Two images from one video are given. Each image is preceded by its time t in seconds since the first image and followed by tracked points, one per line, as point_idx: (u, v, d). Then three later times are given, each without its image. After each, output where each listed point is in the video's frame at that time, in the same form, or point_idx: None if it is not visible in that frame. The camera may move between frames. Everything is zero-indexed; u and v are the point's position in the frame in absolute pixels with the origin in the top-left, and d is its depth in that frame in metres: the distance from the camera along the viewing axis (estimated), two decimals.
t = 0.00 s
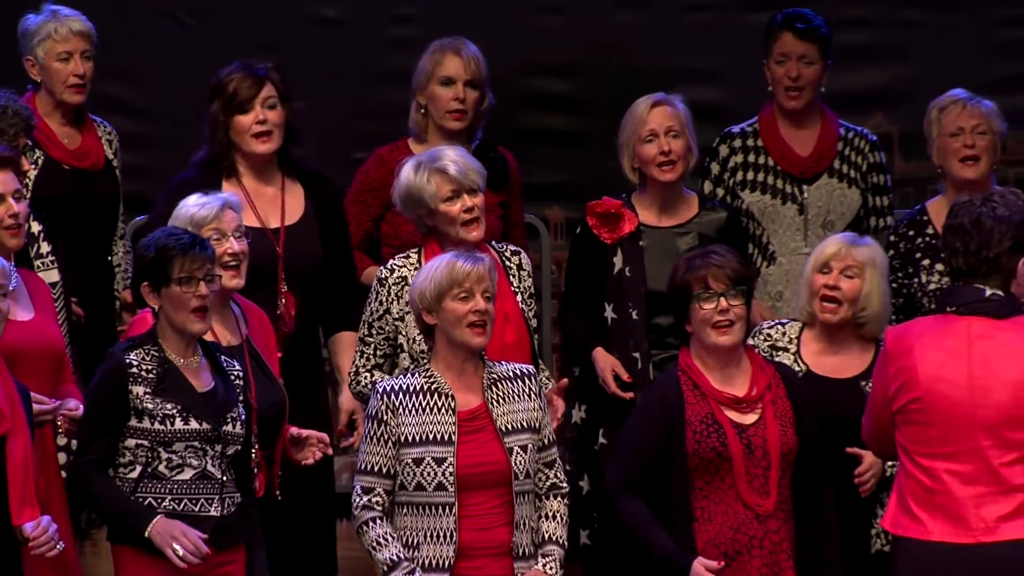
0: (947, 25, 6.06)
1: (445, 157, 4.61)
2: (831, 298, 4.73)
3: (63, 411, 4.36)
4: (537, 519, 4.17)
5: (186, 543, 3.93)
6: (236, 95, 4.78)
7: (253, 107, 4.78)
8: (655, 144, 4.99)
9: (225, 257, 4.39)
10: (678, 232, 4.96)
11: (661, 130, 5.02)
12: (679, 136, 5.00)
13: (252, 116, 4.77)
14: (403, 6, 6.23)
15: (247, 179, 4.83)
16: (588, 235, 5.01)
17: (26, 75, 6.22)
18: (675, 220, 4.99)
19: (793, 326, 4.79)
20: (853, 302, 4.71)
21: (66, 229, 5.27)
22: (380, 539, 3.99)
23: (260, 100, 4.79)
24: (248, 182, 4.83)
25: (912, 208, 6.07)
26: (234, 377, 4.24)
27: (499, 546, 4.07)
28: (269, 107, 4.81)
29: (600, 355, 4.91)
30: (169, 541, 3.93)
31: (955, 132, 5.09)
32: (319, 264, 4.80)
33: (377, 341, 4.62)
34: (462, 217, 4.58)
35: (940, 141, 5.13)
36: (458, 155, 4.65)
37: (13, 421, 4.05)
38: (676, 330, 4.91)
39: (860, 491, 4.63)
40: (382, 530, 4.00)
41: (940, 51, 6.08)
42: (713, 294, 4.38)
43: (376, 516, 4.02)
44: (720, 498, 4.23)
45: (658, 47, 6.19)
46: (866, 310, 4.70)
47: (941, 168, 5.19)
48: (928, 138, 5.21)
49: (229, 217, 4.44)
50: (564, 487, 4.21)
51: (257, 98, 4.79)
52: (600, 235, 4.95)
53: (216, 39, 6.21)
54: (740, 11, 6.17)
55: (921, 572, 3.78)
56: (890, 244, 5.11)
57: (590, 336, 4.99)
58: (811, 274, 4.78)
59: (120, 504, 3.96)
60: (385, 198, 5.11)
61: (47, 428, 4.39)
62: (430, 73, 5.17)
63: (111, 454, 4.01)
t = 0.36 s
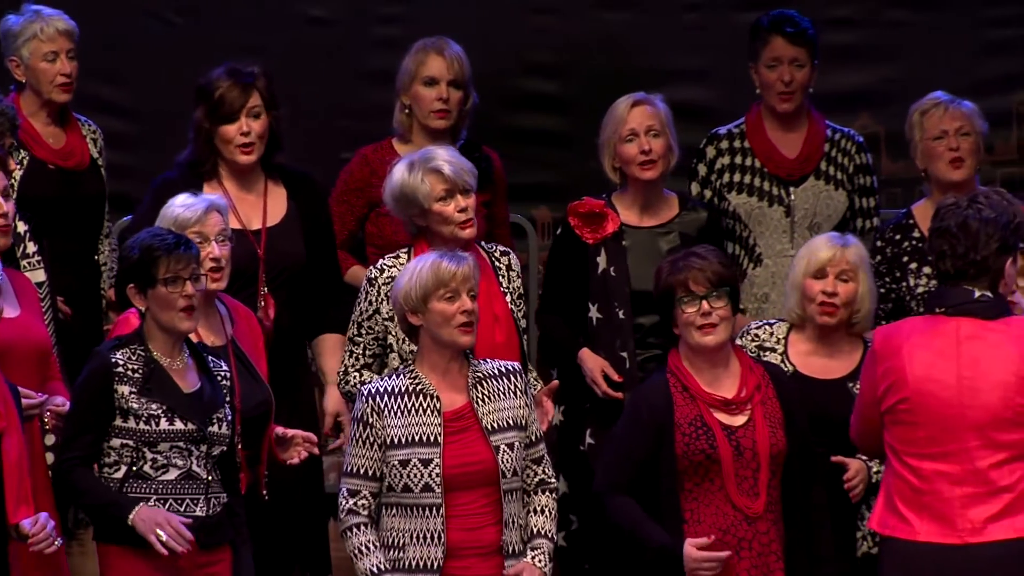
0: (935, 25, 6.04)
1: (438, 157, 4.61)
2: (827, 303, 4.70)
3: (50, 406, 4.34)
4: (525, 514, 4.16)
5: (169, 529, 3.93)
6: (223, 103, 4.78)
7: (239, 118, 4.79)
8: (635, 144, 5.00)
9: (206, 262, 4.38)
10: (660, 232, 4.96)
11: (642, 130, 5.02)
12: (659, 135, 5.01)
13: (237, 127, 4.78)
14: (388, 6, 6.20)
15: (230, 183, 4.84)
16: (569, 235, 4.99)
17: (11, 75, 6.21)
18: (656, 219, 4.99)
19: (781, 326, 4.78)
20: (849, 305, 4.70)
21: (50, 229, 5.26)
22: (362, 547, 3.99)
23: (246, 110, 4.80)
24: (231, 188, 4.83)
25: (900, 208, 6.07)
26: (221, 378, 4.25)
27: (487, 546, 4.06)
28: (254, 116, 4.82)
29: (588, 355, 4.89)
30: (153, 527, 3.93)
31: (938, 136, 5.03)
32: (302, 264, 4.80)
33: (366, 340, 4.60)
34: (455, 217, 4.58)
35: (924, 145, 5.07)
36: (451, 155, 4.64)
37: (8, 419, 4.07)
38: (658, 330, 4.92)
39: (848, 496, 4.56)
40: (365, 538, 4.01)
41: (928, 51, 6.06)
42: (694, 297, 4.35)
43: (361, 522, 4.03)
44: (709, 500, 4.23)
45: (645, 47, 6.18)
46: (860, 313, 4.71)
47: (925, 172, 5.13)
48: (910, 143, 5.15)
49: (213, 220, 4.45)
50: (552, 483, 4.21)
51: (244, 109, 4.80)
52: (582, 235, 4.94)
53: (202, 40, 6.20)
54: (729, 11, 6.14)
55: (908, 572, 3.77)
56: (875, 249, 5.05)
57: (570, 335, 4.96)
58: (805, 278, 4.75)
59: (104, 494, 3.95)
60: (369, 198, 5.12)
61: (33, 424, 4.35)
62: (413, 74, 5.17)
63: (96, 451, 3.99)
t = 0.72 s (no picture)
0: (921, 26, 6.03)
1: (422, 158, 4.60)
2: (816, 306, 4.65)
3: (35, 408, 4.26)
4: (507, 516, 4.14)
5: (142, 526, 3.94)
6: (213, 103, 4.75)
7: (230, 117, 4.77)
8: (613, 144, 5.03)
9: (188, 261, 4.37)
10: (639, 234, 4.99)
11: (619, 130, 5.06)
12: (637, 136, 5.05)
13: (229, 126, 4.77)
14: (374, 6, 6.21)
15: (215, 183, 4.84)
16: (548, 236, 5.01)
17: None
18: (633, 222, 5.01)
19: (767, 327, 4.76)
20: (838, 308, 4.67)
21: (32, 229, 5.25)
22: (343, 548, 3.99)
23: (237, 109, 4.78)
24: (216, 187, 4.83)
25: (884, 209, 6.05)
26: (204, 379, 4.23)
27: (469, 547, 4.05)
28: (243, 116, 4.81)
29: (567, 356, 4.87)
30: (126, 524, 3.93)
31: (921, 136, 5.02)
32: (284, 266, 4.79)
33: (354, 340, 4.60)
34: (437, 218, 4.56)
35: (908, 146, 5.05)
36: (437, 155, 4.63)
37: None
38: (636, 332, 4.92)
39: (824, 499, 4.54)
40: (348, 539, 4.00)
41: (914, 52, 6.05)
42: (698, 296, 4.34)
43: (344, 522, 4.02)
44: (698, 500, 4.22)
45: (630, 47, 6.17)
46: (846, 317, 4.68)
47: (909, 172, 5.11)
48: (894, 145, 5.14)
49: (191, 219, 4.45)
50: (535, 486, 4.18)
51: (235, 108, 4.78)
52: (561, 236, 4.95)
53: (187, 39, 6.18)
54: (715, 10, 6.14)
55: (895, 572, 3.77)
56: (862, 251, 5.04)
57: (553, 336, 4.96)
58: (794, 279, 4.70)
59: (79, 493, 3.95)
60: (351, 198, 5.12)
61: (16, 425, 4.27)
62: (395, 74, 5.16)
63: (74, 453, 3.99)
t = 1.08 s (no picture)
0: (904, 26, 6.05)
1: (409, 158, 4.60)
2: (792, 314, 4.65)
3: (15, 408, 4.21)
4: (488, 517, 4.15)
5: (119, 522, 3.93)
6: (202, 98, 4.78)
7: (218, 111, 4.79)
8: (597, 144, 5.04)
9: (176, 255, 4.38)
10: (622, 233, 4.99)
11: (602, 130, 5.07)
12: (620, 136, 5.06)
13: (217, 120, 4.77)
14: (359, 6, 6.21)
15: (200, 181, 4.83)
16: (532, 236, 5.00)
17: None
18: (617, 221, 5.01)
19: (753, 327, 4.77)
20: (815, 315, 4.65)
21: (14, 228, 5.23)
22: (323, 547, 3.98)
23: (224, 104, 4.81)
24: (200, 185, 4.82)
25: (867, 208, 6.08)
26: (188, 378, 4.22)
27: (450, 546, 4.05)
28: (231, 111, 4.83)
29: (553, 357, 4.88)
30: (104, 522, 3.93)
31: (904, 135, 5.02)
32: (269, 266, 4.79)
33: (339, 341, 4.57)
34: (423, 217, 4.56)
35: (891, 144, 5.05)
36: (423, 155, 4.63)
37: None
38: (619, 332, 4.93)
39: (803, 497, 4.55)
40: (326, 537, 3.99)
41: (897, 52, 6.07)
42: (680, 295, 4.35)
43: (325, 520, 4.01)
44: (682, 499, 4.22)
45: (615, 47, 6.18)
46: (831, 321, 4.66)
47: (892, 171, 5.11)
48: (877, 143, 5.13)
49: (175, 217, 4.44)
50: (515, 487, 4.20)
51: (222, 103, 4.80)
52: (546, 236, 4.95)
53: (171, 39, 6.17)
54: (696, 12, 6.16)
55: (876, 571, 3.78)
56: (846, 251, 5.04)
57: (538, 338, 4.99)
58: (774, 285, 4.70)
59: (60, 492, 3.94)
60: (332, 197, 5.14)
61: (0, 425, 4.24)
62: (376, 73, 5.18)
63: (56, 451, 3.97)
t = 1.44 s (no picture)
0: (888, 26, 6.05)
1: (394, 158, 4.58)
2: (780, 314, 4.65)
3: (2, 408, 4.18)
4: (472, 521, 4.14)
5: (105, 546, 3.90)
6: (186, 97, 4.77)
7: (202, 111, 4.78)
8: (585, 144, 5.03)
9: (166, 257, 4.38)
10: (609, 233, 4.98)
11: (591, 130, 5.05)
12: (608, 136, 5.05)
13: (201, 120, 4.76)
14: (343, 6, 6.20)
15: (183, 182, 4.82)
16: (519, 236, 4.98)
17: None
18: (604, 221, 5.00)
19: (736, 327, 4.76)
20: (802, 314, 4.65)
21: None
22: (307, 546, 3.99)
23: (209, 105, 4.79)
24: (184, 186, 4.82)
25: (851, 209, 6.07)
26: (170, 378, 4.21)
27: (435, 545, 4.04)
28: (216, 112, 4.82)
29: (541, 357, 4.86)
30: (89, 544, 3.90)
31: (887, 135, 5.03)
32: (253, 267, 4.79)
33: (323, 341, 4.55)
34: (409, 218, 4.55)
35: (873, 144, 5.06)
36: (408, 155, 4.62)
37: None
38: (607, 332, 4.94)
39: (787, 496, 4.52)
40: (311, 536, 3.99)
41: (881, 53, 6.07)
42: (665, 295, 4.36)
43: (311, 519, 4.01)
44: (667, 500, 4.22)
45: (599, 47, 6.18)
46: (816, 320, 4.66)
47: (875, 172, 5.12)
48: (859, 144, 5.14)
49: (165, 219, 4.43)
50: (499, 490, 4.19)
51: (207, 103, 4.79)
52: (533, 236, 4.93)
53: (157, 39, 6.17)
54: (682, 10, 6.14)
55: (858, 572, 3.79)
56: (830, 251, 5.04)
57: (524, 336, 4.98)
58: (760, 285, 4.69)
59: (47, 508, 3.92)
60: (317, 197, 5.15)
61: None
62: (362, 74, 5.17)
63: (42, 456, 3.96)
